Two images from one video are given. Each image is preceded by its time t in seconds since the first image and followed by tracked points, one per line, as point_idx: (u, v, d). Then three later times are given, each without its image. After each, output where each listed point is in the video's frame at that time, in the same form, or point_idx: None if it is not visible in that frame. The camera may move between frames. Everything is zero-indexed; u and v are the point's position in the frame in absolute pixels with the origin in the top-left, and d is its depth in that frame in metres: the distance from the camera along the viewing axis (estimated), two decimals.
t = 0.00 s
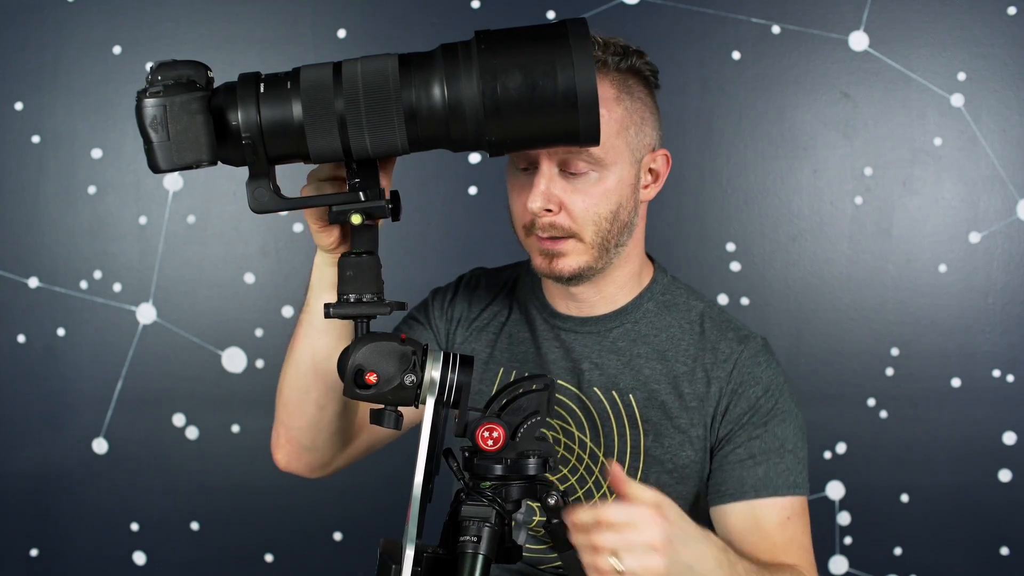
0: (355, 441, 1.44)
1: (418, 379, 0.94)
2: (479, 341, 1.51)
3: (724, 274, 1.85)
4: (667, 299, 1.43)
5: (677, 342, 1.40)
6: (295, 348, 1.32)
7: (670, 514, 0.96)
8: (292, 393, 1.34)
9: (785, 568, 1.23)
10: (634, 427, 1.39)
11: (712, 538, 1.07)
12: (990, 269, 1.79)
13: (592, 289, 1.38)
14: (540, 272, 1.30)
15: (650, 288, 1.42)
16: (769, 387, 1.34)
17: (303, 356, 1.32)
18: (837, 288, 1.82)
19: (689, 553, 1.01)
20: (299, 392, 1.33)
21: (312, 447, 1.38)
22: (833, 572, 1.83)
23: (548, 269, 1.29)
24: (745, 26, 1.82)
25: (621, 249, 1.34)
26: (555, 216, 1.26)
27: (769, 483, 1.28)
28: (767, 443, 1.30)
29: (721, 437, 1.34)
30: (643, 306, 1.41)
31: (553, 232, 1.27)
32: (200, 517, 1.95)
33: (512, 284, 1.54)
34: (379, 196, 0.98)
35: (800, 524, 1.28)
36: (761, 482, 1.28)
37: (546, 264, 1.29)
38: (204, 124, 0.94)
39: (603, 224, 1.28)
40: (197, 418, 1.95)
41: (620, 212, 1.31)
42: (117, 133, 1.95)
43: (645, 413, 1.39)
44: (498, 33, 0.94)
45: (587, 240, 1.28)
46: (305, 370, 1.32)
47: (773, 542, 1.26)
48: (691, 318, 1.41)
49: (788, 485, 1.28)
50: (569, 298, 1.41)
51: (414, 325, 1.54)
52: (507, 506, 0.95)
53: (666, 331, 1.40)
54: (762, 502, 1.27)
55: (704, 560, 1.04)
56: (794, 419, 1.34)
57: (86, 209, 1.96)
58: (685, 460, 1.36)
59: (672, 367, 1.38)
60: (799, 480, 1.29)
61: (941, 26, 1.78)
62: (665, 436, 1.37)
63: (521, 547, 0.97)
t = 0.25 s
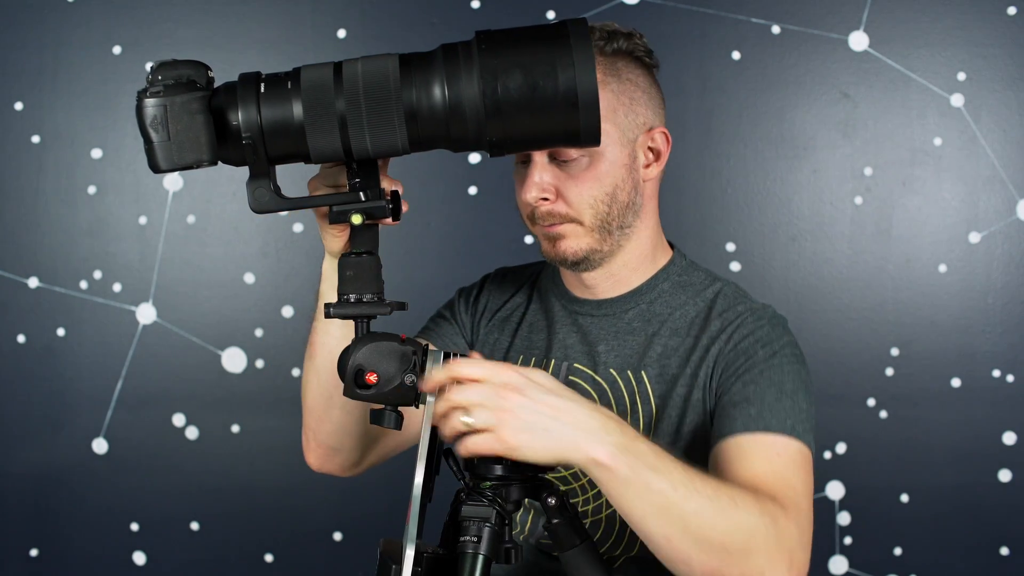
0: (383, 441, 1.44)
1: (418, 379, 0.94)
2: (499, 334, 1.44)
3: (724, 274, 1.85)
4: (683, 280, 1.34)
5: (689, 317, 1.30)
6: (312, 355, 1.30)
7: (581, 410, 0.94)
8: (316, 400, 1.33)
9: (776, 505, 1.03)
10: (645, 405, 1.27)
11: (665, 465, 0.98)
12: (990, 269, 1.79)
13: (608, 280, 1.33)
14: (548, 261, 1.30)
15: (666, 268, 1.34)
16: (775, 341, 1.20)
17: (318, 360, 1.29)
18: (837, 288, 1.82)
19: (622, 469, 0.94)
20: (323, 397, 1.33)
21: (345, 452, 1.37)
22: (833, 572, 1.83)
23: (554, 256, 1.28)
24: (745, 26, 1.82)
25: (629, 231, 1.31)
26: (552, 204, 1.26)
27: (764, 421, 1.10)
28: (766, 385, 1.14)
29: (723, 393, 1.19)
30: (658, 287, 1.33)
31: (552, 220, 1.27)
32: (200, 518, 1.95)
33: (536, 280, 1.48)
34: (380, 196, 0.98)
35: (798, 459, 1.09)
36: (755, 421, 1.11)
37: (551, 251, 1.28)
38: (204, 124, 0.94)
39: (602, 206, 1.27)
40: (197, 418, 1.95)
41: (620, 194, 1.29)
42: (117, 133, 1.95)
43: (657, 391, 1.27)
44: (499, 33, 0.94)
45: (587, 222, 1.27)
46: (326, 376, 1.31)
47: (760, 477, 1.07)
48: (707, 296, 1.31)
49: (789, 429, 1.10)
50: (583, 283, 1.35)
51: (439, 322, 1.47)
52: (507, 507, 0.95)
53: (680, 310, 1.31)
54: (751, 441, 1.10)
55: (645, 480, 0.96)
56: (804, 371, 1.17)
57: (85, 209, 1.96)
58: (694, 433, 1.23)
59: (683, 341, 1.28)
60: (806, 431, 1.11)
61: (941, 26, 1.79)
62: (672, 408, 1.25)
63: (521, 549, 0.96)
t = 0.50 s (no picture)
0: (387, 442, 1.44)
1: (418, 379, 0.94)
2: (497, 334, 1.42)
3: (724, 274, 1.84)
4: (671, 266, 1.32)
5: (677, 300, 1.28)
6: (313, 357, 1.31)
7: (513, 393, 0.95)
8: (319, 403, 1.33)
9: (743, 444, 0.97)
10: (637, 390, 1.24)
11: (620, 434, 0.96)
12: (990, 269, 1.79)
13: (592, 274, 1.31)
14: (535, 255, 1.30)
15: (654, 256, 1.32)
16: (756, 304, 1.17)
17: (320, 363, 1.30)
18: (837, 288, 1.82)
19: (565, 443, 0.93)
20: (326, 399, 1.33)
21: (349, 454, 1.37)
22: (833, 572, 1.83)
23: (540, 250, 1.28)
24: (745, 26, 1.82)
25: (610, 219, 1.30)
26: (532, 199, 1.27)
27: (746, 372, 1.06)
28: (745, 343, 1.10)
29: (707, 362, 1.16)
30: (647, 275, 1.31)
31: (534, 214, 1.27)
32: (200, 517, 1.95)
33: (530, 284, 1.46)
34: (379, 196, 0.98)
35: (771, 399, 1.03)
36: (733, 377, 1.07)
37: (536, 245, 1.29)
38: (204, 124, 0.94)
39: (581, 195, 1.27)
40: (197, 418, 1.95)
41: (598, 182, 1.29)
42: (117, 133, 1.95)
43: (648, 375, 1.24)
44: (498, 33, 0.94)
45: (569, 212, 1.27)
46: (328, 377, 1.31)
47: (728, 427, 1.01)
48: (695, 278, 1.29)
49: (772, 379, 1.04)
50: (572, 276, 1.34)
51: (439, 327, 1.46)
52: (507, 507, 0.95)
53: (669, 295, 1.29)
54: (729, 395, 1.05)
55: (594, 449, 0.94)
56: (788, 329, 1.13)
57: (85, 209, 1.96)
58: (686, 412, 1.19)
59: (671, 323, 1.26)
60: (794, 382, 1.06)
61: (941, 26, 1.79)
62: (664, 389, 1.22)
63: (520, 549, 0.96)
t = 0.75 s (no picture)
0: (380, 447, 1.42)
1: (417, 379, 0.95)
2: (483, 334, 1.42)
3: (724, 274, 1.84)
4: (658, 265, 1.32)
5: (664, 299, 1.28)
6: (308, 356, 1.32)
7: (506, 389, 0.95)
8: (312, 402, 1.33)
9: (732, 444, 0.97)
10: (624, 389, 1.24)
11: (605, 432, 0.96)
12: (990, 269, 1.79)
13: (580, 271, 1.31)
14: (528, 250, 1.29)
15: (641, 255, 1.32)
16: (742, 304, 1.17)
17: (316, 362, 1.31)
18: (837, 288, 1.82)
19: (555, 446, 0.93)
20: (319, 398, 1.33)
21: (339, 454, 1.36)
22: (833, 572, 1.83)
23: (533, 245, 1.28)
24: (745, 26, 1.82)
25: (601, 214, 1.30)
26: (525, 193, 1.26)
27: (735, 373, 1.06)
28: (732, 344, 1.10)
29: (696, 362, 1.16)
30: (634, 273, 1.31)
31: (526, 209, 1.27)
32: (200, 517, 1.95)
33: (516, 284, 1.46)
34: (379, 196, 0.98)
35: (762, 401, 1.03)
36: (722, 377, 1.06)
37: (529, 241, 1.28)
38: (203, 124, 0.94)
39: (573, 190, 1.27)
40: (197, 418, 1.95)
41: (589, 176, 1.28)
42: (117, 133, 1.95)
43: (636, 374, 1.24)
44: (498, 33, 0.94)
45: (562, 207, 1.26)
46: (321, 375, 1.31)
47: (719, 427, 1.01)
48: (682, 277, 1.29)
49: (761, 380, 1.05)
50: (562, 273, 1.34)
51: (428, 328, 1.46)
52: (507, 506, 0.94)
53: (655, 293, 1.29)
54: (720, 394, 1.05)
55: (580, 447, 0.94)
56: (775, 329, 1.13)
57: (85, 209, 1.96)
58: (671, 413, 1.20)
59: (658, 322, 1.26)
60: (782, 383, 1.06)
61: (941, 26, 1.79)
62: (651, 388, 1.22)
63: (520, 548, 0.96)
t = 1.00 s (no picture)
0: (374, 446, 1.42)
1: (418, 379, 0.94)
2: (480, 332, 1.42)
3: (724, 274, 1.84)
4: (652, 265, 1.31)
5: (657, 299, 1.27)
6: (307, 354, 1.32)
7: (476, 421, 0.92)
8: (309, 399, 1.34)
9: (706, 449, 0.94)
10: (617, 389, 1.23)
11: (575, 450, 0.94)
12: (990, 269, 1.79)
13: (572, 270, 1.31)
14: (519, 254, 1.30)
15: (635, 256, 1.32)
16: (734, 304, 1.17)
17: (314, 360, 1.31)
18: (837, 288, 1.82)
19: (522, 470, 0.91)
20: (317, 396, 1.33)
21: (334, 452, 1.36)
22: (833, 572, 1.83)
23: (523, 248, 1.29)
24: (745, 26, 1.83)
25: (588, 212, 1.30)
26: (509, 197, 1.27)
27: (722, 373, 1.04)
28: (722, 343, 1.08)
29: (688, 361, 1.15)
30: (627, 271, 1.31)
31: (512, 212, 1.27)
32: (200, 517, 1.95)
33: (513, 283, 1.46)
34: (380, 196, 0.98)
35: (745, 400, 1.00)
36: (706, 378, 1.05)
37: (519, 243, 1.30)
38: (204, 124, 0.94)
39: (556, 189, 1.27)
40: (197, 418, 1.95)
41: (573, 174, 1.28)
42: (117, 133, 1.95)
43: (629, 373, 1.24)
44: (499, 33, 0.94)
45: (546, 208, 1.27)
46: (320, 373, 1.32)
47: (699, 429, 0.99)
48: (675, 278, 1.29)
49: (747, 378, 1.02)
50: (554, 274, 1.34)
51: (426, 328, 1.46)
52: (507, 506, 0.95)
53: (649, 294, 1.28)
54: (703, 395, 1.03)
55: (545, 468, 0.92)
56: (766, 329, 1.12)
57: (85, 209, 1.96)
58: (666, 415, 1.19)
59: (651, 321, 1.25)
60: (770, 382, 1.04)
61: (941, 26, 1.79)
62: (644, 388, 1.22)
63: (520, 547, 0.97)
